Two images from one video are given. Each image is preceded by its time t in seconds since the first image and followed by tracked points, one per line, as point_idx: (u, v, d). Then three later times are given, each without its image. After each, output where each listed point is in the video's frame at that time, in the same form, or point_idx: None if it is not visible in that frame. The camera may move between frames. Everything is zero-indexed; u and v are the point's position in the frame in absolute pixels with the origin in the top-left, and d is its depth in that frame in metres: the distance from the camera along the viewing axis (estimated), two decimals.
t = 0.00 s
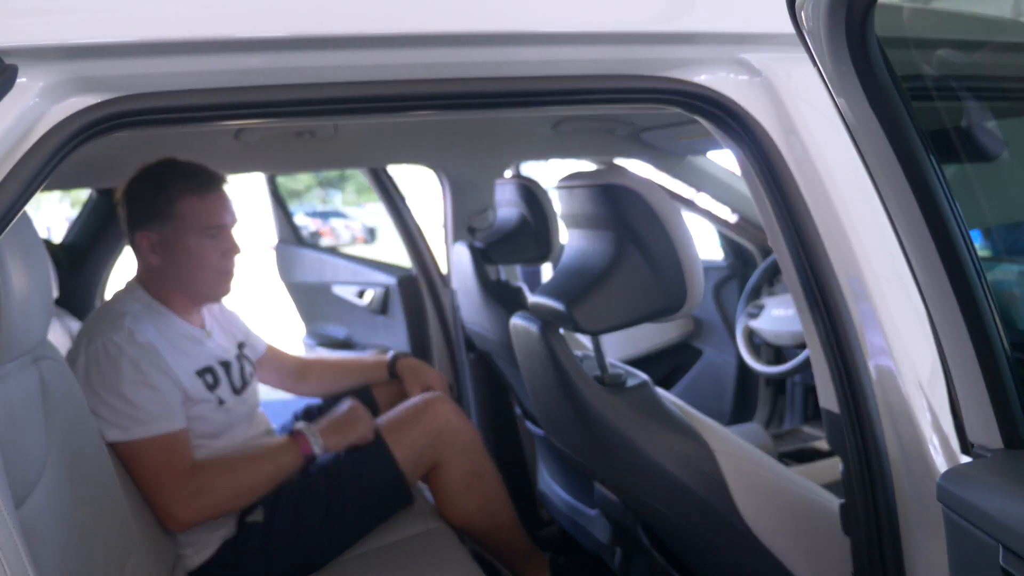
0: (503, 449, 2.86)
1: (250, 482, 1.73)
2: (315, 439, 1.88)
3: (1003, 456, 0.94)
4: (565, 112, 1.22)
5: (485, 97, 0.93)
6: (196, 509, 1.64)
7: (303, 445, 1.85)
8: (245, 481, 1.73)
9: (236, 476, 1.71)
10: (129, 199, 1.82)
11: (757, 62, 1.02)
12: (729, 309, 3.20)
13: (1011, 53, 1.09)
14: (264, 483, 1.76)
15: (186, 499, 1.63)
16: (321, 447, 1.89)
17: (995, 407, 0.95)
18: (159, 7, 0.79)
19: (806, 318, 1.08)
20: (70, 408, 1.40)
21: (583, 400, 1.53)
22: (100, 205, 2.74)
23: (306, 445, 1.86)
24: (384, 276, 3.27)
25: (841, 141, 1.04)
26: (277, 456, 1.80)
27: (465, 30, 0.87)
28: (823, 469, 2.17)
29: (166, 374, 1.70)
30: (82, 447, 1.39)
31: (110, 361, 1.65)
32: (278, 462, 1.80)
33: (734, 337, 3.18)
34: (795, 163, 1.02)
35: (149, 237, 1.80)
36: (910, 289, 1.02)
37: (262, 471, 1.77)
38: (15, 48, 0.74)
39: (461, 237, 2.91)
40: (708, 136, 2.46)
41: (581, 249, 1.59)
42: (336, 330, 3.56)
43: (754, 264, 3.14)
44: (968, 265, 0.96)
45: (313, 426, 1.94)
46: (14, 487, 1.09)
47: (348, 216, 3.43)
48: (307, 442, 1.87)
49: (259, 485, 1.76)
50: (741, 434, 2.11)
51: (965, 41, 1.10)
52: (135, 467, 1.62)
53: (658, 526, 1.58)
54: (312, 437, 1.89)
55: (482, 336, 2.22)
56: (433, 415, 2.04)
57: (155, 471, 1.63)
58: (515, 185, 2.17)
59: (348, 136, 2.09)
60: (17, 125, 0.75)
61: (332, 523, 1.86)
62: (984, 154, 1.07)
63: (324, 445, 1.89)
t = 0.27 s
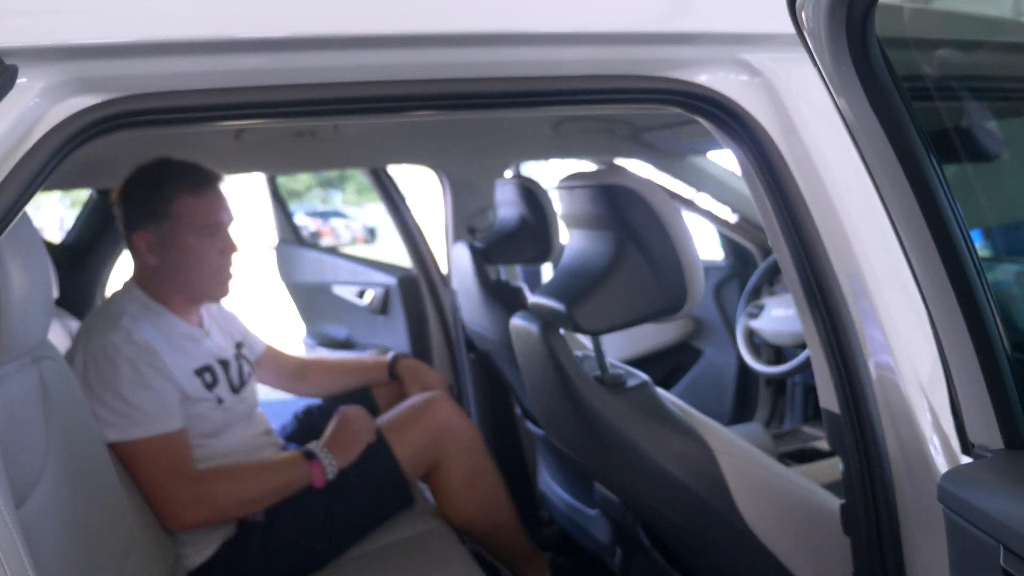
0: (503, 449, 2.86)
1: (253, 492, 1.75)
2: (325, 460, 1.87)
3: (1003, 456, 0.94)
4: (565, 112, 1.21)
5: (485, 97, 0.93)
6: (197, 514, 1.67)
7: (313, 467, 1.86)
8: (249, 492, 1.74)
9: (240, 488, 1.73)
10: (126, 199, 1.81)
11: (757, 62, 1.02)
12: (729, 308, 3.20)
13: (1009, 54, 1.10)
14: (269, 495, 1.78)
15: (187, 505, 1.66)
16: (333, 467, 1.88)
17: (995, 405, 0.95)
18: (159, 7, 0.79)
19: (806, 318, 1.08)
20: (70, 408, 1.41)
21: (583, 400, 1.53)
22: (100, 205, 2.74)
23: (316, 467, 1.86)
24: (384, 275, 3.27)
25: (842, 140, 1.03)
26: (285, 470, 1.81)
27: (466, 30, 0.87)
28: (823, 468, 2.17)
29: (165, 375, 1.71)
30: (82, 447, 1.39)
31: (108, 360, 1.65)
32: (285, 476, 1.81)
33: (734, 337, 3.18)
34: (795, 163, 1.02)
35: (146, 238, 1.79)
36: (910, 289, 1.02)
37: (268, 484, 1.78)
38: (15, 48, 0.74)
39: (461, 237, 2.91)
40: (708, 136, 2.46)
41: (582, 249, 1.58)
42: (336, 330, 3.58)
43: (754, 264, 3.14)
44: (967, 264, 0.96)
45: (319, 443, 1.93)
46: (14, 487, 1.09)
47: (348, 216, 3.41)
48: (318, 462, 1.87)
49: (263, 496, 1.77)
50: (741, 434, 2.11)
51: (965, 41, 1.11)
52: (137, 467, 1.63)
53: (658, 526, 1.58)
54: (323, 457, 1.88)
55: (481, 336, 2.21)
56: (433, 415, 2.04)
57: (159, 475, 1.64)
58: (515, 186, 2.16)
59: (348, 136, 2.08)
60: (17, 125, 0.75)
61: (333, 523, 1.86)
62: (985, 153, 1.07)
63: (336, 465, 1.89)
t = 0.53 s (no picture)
0: (503, 449, 2.86)
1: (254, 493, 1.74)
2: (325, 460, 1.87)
3: (1004, 456, 0.94)
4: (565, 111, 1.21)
5: (486, 95, 0.93)
6: (197, 515, 1.66)
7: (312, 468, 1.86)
8: (249, 492, 1.74)
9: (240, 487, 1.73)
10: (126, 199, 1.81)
11: (758, 61, 1.01)
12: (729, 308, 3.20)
13: (1012, 52, 1.07)
14: (269, 496, 1.77)
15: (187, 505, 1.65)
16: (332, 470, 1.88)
17: (996, 404, 0.96)
18: (157, 5, 0.79)
19: (807, 317, 1.08)
20: (69, 408, 1.40)
21: (583, 400, 1.53)
22: (100, 204, 2.74)
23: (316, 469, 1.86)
24: (384, 275, 3.28)
25: (842, 137, 1.02)
26: (285, 470, 1.81)
27: (466, 28, 0.87)
28: (824, 469, 2.17)
29: (164, 377, 1.70)
30: (80, 447, 1.39)
31: (107, 362, 1.64)
32: (285, 476, 1.81)
33: (734, 337, 3.18)
34: (796, 162, 1.02)
35: (146, 239, 1.79)
36: (911, 286, 1.00)
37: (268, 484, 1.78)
38: (12, 46, 0.74)
39: (461, 236, 2.91)
40: (709, 136, 2.46)
41: (581, 248, 1.58)
42: (336, 330, 3.54)
43: (755, 263, 3.14)
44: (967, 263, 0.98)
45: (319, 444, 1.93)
46: (12, 486, 1.09)
47: (348, 216, 3.36)
48: (317, 462, 1.87)
49: (264, 497, 1.77)
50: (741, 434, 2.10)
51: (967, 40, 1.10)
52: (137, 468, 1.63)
53: (658, 526, 1.58)
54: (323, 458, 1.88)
55: (482, 335, 2.21)
56: (434, 415, 2.04)
57: (158, 475, 1.64)
58: (514, 184, 2.18)
59: (348, 135, 2.08)
60: (14, 124, 0.74)
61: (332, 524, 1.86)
62: (987, 153, 1.08)
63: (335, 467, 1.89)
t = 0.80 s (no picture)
0: (503, 449, 2.86)
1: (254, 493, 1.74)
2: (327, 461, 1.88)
3: (1003, 457, 0.94)
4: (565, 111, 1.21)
5: (486, 96, 0.93)
6: (197, 516, 1.67)
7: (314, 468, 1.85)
8: (250, 492, 1.74)
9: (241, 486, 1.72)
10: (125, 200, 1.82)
11: (758, 61, 1.01)
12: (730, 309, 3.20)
13: (1010, 52, 1.07)
14: (270, 496, 1.77)
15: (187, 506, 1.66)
16: (333, 470, 1.89)
17: (995, 405, 0.96)
18: (157, 6, 0.79)
19: (806, 317, 1.08)
20: (69, 409, 1.40)
21: (583, 401, 1.53)
22: (100, 205, 2.74)
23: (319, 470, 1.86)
24: (384, 275, 3.29)
25: (841, 138, 1.03)
26: (286, 469, 1.80)
27: (466, 29, 0.87)
28: (824, 469, 2.17)
29: (166, 379, 1.70)
30: (80, 448, 1.39)
31: (109, 364, 1.64)
32: (287, 475, 1.80)
33: (734, 337, 3.18)
34: (796, 162, 1.02)
35: (143, 239, 1.79)
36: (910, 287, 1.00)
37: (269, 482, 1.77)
38: (12, 47, 0.74)
39: (461, 236, 2.91)
40: (709, 136, 2.46)
41: (581, 249, 1.58)
42: (335, 330, 3.54)
43: (755, 264, 3.14)
44: (967, 263, 0.97)
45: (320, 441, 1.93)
46: (11, 487, 1.09)
47: (349, 216, 3.37)
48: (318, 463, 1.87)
49: (266, 497, 1.77)
50: (741, 434, 2.11)
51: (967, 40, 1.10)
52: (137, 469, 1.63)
53: (658, 526, 1.58)
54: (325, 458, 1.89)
55: (482, 336, 2.21)
56: (434, 415, 2.04)
57: (157, 475, 1.64)
58: (514, 184, 2.19)
59: (348, 136, 2.08)
60: (13, 124, 0.74)
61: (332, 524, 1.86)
62: (987, 153, 1.08)
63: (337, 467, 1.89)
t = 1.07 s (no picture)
0: (503, 449, 2.85)
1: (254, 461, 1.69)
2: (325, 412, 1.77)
3: (1005, 455, 0.94)
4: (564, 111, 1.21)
5: (486, 94, 0.93)
6: (203, 497, 1.62)
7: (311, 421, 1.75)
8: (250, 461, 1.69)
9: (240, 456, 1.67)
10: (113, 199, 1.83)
11: (758, 59, 1.00)
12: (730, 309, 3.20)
13: (1011, 50, 1.08)
14: (273, 458, 1.72)
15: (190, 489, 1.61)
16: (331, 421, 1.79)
17: (997, 401, 0.97)
18: (157, 4, 0.78)
19: (807, 315, 1.07)
20: (68, 406, 1.40)
21: (583, 400, 1.53)
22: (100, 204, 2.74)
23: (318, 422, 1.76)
24: (384, 274, 3.29)
25: (842, 134, 1.02)
26: (281, 429, 1.73)
27: (466, 27, 0.87)
28: (825, 468, 2.16)
29: (163, 369, 1.69)
30: (79, 446, 1.39)
31: (104, 357, 1.64)
32: (284, 435, 1.74)
33: (735, 336, 3.18)
34: (796, 158, 1.01)
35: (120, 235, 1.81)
36: (911, 285, 1.00)
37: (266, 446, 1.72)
38: (12, 45, 0.74)
39: (461, 236, 2.90)
40: (709, 135, 2.46)
41: (581, 247, 1.57)
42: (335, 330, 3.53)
43: (755, 263, 3.14)
44: (967, 261, 1.00)
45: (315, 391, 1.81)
46: (10, 485, 1.08)
47: (349, 216, 3.37)
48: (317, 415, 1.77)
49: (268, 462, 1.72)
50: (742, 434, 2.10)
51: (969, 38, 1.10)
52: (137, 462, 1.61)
53: (659, 526, 1.57)
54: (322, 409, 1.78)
55: (481, 335, 2.21)
56: (433, 415, 2.03)
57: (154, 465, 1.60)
58: (514, 183, 2.18)
59: (347, 134, 2.08)
60: (12, 122, 0.74)
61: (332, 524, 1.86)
62: (987, 152, 1.08)
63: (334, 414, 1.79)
